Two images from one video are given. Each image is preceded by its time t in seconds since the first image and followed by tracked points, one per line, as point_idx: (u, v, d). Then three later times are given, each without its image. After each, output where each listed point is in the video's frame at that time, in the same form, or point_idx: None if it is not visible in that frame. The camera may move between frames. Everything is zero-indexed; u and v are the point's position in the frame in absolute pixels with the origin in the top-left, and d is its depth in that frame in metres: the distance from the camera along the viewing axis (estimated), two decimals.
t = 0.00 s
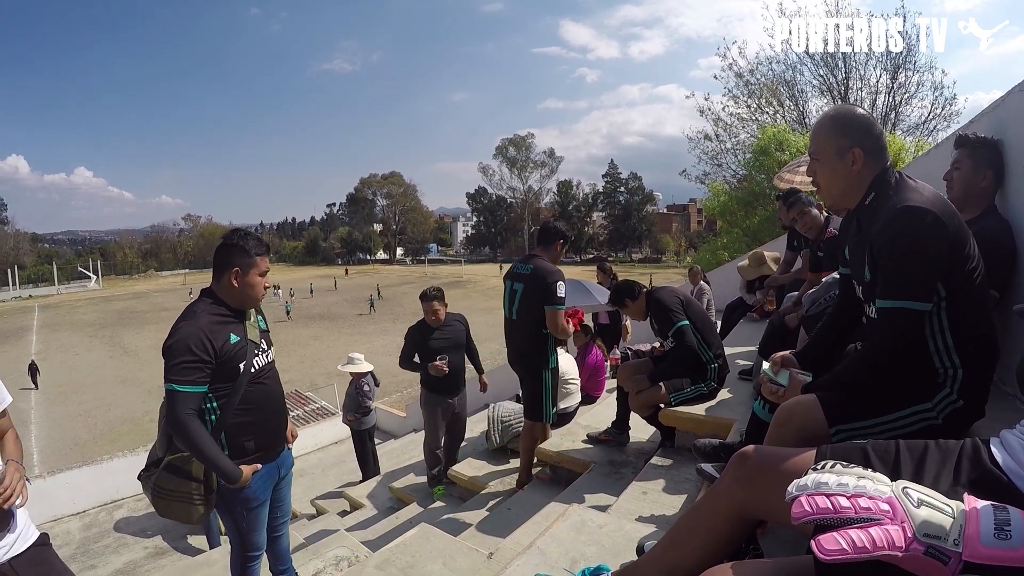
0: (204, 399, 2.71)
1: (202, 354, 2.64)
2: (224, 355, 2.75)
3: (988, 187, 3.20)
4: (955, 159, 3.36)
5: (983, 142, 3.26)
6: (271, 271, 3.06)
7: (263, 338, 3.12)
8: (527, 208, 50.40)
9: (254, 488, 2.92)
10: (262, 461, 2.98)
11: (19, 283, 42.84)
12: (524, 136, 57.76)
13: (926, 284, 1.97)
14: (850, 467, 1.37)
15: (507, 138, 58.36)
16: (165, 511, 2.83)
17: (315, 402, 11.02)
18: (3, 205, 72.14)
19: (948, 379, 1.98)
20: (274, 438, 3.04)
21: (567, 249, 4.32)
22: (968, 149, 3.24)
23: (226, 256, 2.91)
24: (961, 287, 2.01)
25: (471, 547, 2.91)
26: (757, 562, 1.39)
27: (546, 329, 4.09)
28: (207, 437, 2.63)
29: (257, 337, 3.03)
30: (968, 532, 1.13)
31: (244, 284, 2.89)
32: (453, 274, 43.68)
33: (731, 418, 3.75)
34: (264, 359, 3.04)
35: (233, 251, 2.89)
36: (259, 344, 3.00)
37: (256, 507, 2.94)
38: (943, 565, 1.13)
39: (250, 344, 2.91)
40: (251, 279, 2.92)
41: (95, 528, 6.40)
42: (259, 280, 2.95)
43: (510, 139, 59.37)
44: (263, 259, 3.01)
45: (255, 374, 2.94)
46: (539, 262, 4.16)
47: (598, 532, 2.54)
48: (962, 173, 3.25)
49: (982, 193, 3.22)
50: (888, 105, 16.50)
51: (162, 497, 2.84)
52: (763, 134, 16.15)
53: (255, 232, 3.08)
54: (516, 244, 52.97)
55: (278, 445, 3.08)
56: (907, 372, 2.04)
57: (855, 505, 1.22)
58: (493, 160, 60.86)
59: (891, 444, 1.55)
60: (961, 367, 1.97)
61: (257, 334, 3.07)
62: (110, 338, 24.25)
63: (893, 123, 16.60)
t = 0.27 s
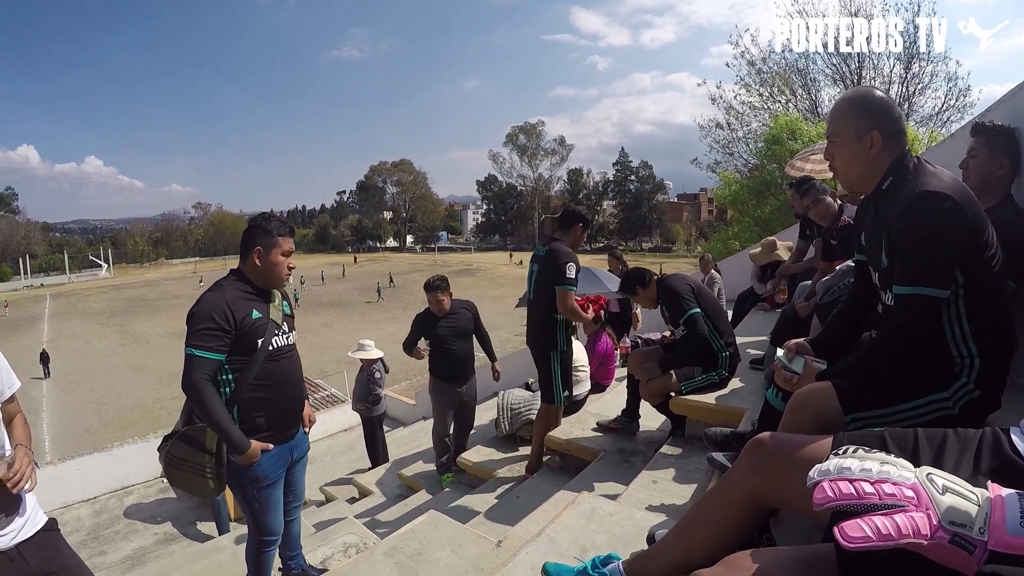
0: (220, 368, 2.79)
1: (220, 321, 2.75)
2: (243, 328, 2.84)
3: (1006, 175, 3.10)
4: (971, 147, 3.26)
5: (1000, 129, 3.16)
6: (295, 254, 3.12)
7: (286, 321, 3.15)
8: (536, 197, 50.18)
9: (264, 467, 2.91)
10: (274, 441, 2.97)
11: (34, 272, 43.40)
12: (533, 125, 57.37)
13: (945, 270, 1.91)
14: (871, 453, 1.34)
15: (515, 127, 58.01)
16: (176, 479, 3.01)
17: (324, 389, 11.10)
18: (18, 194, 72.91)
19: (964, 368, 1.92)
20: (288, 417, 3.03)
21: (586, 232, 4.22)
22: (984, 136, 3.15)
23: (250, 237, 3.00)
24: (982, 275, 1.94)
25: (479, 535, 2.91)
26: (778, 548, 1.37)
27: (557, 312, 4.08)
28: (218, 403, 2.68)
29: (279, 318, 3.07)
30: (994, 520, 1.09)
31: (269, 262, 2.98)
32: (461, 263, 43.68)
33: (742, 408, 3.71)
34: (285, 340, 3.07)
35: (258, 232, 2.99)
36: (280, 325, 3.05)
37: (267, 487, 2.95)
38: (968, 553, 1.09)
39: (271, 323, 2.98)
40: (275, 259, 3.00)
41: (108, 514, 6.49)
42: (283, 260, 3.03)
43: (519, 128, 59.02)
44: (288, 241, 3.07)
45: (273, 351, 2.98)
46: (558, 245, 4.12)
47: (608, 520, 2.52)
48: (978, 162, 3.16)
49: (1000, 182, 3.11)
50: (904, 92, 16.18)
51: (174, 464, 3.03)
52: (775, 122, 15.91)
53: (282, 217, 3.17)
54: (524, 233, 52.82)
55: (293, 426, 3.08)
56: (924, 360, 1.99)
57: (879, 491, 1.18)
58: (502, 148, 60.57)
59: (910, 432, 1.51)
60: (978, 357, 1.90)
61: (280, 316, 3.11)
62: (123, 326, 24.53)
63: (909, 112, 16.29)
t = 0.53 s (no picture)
0: (217, 366, 2.78)
1: (222, 319, 2.76)
2: (244, 330, 2.82)
3: (1002, 170, 3.08)
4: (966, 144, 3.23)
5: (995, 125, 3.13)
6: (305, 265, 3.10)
7: (292, 332, 3.10)
8: (533, 206, 50.30)
9: (250, 470, 2.84)
10: (265, 446, 2.90)
11: (31, 287, 43.30)
12: (530, 135, 57.64)
13: (948, 264, 1.88)
14: (884, 446, 1.31)
15: (512, 137, 58.29)
16: (166, 478, 3.09)
17: (323, 401, 11.02)
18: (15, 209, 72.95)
19: (970, 363, 1.88)
20: (282, 424, 2.96)
21: (592, 240, 4.31)
22: (979, 133, 3.12)
23: (260, 245, 3.02)
24: (985, 268, 1.91)
25: (479, 545, 2.85)
26: (792, 546, 1.33)
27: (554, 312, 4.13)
28: (209, 400, 2.66)
29: (284, 328, 3.02)
30: (1014, 508, 1.04)
31: (277, 270, 2.96)
32: (460, 273, 43.66)
33: (744, 411, 3.67)
34: (287, 351, 3.02)
35: (269, 239, 2.98)
36: (284, 336, 3.01)
37: (257, 491, 2.89)
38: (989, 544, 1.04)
39: (275, 331, 2.95)
40: (283, 267, 2.97)
41: (103, 529, 6.40)
42: (291, 270, 2.99)
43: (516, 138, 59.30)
44: (299, 252, 3.05)
45: (274, 359, 2.94)
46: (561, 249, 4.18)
47: (610, 527, 2.47)
48: (974, 158, 3.13)
49: (995, 178, 3.09)
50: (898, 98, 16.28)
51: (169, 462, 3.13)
52: (771, 128, 15.97)
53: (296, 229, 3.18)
54: (523, 243, 52.87)
55: (289, 433, 3.01)
56: (927, 355, 1.96)
57: (893, 483, 1.15)
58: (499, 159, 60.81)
59: (918, 427, 1.47)
60: (983, 349, 1.87)
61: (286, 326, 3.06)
62: (120, 339, 24.42)
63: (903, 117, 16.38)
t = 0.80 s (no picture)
0: (209, 346, 2.72)
1: (214, 297, 2.69)
2: (234, 307, 2.76)
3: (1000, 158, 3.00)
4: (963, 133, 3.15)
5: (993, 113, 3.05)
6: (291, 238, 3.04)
7: (282, 308, 3.05)
8: (528, 192, 50.07)
9: (243, 454, 2.80)
10: (257, 428, 2.87)
11: (20, 267, 42.77)
12: (526, 120, 57.16)
13: (948, 247, 1.84)
14: (888, 418, 1.30)
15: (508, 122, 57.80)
16: (156, 456, 3.05)
17: (314, 383, 10.98)
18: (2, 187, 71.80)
19: (967, 347, 1.86)
20: (274, 403, 2.92)
21: (588, 220, 4.31)
22: (978, 120, 3.03)
23: (247, 220, 2.95)
24: (986, 252, 1.87)
25: (469, 523, 2.84)
26: (789, 520, 1.29)
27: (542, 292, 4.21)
28: (203, 382, 2.61)
29: (275, 304, 2.97)
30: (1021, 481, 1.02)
31: (261, 243, 2.90)
32: (454, 257, 43.53)
33: (735, 395, 3.66)
34: (278, 327, 2.97)
35: (254, 212, 2.92)
36: (275, 312, 2.95)
37: (248, 474, 2.86)
38: (995, 517, 1.03)
39: (265, 308, 2.89)
40: (266, 241, 2.91)
41: (91, 508, 6.36)
42: (276, 243, 2.93)
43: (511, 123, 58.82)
44: (284, 224, 2.99)
45: (265, 336, 2.88)
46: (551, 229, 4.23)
47: (601, 506, 2.46)
48: (972, 147, 3.05)
49: (994, 167, 3.01)
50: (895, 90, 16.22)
51: (160, 439, 3.08)
52: (768, 117, 15.88)
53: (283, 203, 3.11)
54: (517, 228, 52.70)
55: (282, 413, 2.98)
56: (922, 338, 1.94)
57: (899, 454, 1.14)
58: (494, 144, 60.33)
59: (916, 406, 1.46)
60: (980, 335, 1.84)
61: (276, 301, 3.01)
62: (111, 320, 24.21)
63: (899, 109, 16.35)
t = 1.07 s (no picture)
0: (217, 303, 2.67)
1: (223, 253, 2.64)
2: (244, 262, 2.71)
3: None
4: (988, 146, 3.01)
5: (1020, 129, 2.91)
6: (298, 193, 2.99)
7: (291, 263, 3.02)
8: (540, 177, 49.70)
9: (248, 413, 2.80)
10: (262, 388, 2.85)
11: (30, 216, 42.93)
12: (543, 105, 56.52)
13: (972, 253, 1.77)
14: (917, 406, 1.31)
15: (525, 106, 57.19)
16: (153, 409, 2.99)
17: (314, 351, 11.00)
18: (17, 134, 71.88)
19: (980, 357, 1.80)
20: (279, 363, 2.91)
21: (594, 202, 4.25)
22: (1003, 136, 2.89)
23: (254, 174, 2.88)
24: (1011, 261, 1.79)
25: (460, 498, 2.82)
26: (817, 502, 1.24)
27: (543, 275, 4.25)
28: (213, 340, 2.57)
29: (283, 259, 2.93)
30: None
31: (267, 197, 2.85)
32: (461, 237, 43.39)
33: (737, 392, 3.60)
34: (286, 284, 2.94)
35: (261, 164, 2.86)
36: (283, 268, 2.92)
37: (248, 434, 2.85)
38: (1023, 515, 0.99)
39: (274, 264, 2.85)
40: (273, 194, 2.86)
41: (85, 458, 6.41)
42: (283, 197, 2.88)
43: (529, 107, 58.19)
44: (292, 179, 2.95)
45: (273, 292, 2.86)
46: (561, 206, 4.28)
47: (596, 490, 2.43)
48: (997, 160, 2.90)
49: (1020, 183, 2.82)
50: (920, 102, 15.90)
51: (157, 394, 3.00)
52: (789, 120, 15.60)
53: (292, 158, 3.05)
54: (526, 212, 52.42)
55: (284, 373, 2.96)
56: (937, 346, 1.87)
57: (931, 441, 1.14)
58: (510, 126, 59.76)
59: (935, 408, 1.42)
60: (996, 346, 1.78)
61: (284, 258, 2.97)
62: (116, 275, 24.31)
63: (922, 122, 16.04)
